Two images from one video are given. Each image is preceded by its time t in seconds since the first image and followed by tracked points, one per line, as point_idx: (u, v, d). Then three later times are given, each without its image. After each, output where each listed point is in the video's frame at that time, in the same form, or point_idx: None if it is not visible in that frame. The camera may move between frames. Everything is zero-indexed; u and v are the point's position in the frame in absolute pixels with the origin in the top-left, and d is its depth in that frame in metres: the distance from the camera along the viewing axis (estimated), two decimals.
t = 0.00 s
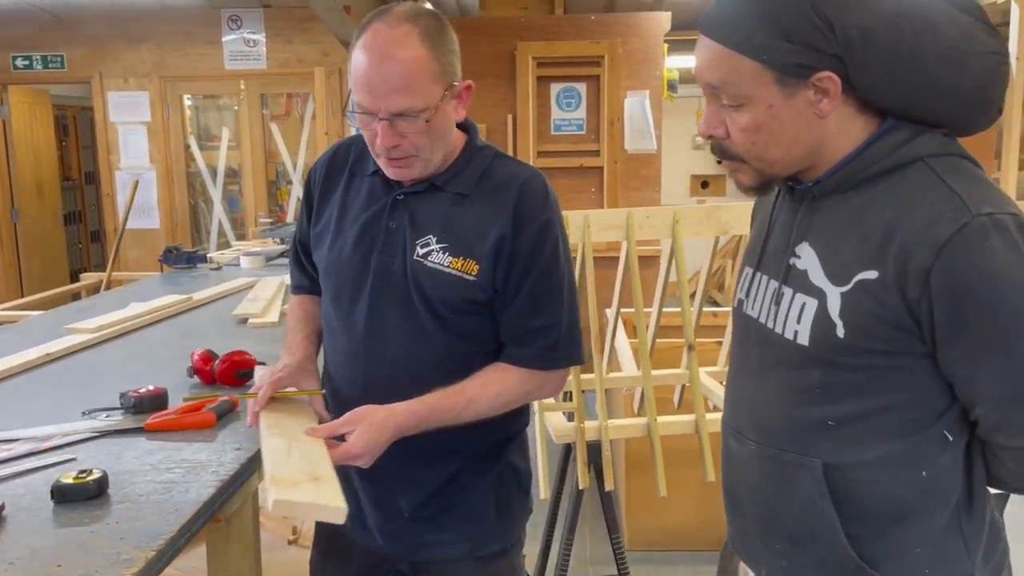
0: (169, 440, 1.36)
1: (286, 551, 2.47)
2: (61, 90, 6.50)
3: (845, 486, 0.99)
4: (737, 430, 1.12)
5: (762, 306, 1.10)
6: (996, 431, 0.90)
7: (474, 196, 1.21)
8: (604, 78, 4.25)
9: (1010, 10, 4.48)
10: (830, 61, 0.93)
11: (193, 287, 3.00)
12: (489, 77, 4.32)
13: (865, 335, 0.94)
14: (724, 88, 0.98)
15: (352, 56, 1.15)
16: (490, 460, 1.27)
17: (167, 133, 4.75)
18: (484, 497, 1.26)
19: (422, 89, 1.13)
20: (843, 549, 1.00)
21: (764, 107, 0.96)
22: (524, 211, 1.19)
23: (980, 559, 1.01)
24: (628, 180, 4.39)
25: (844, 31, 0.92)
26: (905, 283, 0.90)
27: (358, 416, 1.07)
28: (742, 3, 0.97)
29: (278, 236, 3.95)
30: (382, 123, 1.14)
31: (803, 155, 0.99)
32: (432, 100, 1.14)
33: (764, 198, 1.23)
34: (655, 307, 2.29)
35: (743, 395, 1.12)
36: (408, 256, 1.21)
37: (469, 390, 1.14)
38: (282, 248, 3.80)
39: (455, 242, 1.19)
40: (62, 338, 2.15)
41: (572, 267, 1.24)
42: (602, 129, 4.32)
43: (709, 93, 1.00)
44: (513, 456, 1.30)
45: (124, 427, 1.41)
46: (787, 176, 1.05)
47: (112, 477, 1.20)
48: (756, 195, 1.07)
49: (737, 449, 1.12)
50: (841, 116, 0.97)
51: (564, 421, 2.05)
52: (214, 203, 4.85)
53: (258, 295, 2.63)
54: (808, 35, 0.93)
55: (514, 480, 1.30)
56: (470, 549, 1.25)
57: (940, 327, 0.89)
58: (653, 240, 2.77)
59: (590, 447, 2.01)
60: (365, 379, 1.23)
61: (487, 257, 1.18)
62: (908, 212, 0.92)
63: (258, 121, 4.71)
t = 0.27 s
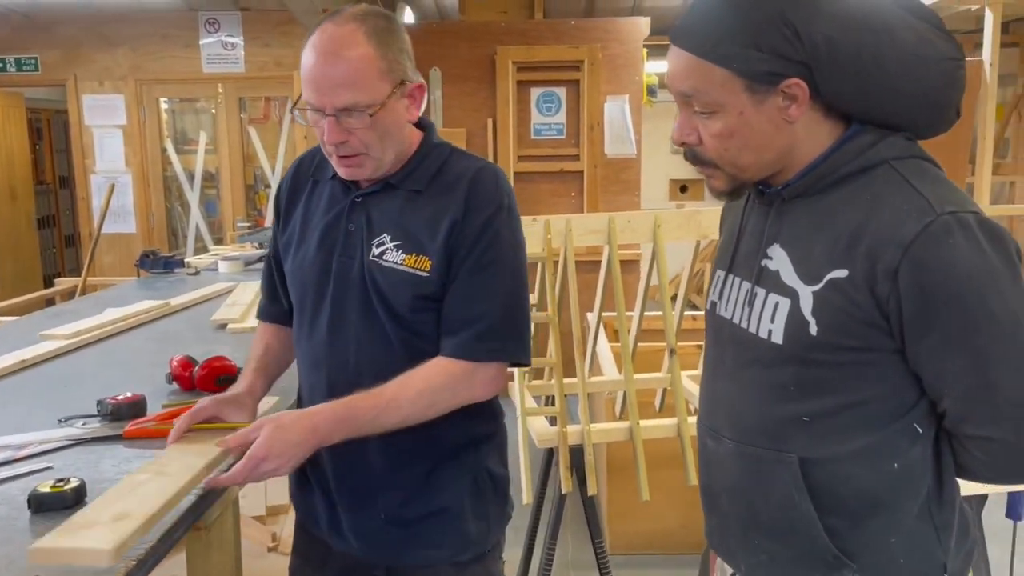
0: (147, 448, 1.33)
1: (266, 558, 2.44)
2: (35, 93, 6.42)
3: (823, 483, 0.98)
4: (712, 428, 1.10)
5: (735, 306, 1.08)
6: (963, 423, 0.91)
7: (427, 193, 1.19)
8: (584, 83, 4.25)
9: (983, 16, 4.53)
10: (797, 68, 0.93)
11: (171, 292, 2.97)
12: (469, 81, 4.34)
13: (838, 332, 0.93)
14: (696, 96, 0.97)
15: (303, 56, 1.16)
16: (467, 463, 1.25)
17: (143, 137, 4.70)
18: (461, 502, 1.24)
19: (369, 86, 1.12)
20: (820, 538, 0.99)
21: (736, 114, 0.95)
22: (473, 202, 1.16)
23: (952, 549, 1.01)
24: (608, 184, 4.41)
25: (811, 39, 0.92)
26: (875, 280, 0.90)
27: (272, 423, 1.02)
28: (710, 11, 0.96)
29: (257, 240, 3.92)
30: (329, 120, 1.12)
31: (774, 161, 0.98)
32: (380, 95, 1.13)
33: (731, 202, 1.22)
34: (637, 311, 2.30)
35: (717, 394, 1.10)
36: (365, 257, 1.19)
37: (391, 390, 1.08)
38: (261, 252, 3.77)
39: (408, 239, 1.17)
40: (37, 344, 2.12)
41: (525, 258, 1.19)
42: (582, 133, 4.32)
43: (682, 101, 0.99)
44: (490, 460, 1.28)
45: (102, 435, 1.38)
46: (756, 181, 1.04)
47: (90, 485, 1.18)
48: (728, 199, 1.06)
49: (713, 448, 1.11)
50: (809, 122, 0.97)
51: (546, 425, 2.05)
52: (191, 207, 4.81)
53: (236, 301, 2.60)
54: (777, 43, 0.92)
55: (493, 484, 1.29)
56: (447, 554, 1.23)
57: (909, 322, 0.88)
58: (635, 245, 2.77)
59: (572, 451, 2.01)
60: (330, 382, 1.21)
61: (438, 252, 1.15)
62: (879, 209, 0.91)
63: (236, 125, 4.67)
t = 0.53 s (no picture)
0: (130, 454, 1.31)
1: (249, 565, 2.42)
2: (12, 95, 6.34)
3: (803, 480, 0.98)
4: (694, 428, 1.10)
5: (716, 307, 1.08)
6: (939, 421, 0.92)
7: (386, 190, 1.15)
8: (567, 87, 4.26)
9: (961, 22, 4.59)
10: (777, 73, 0.94)
11: (152, 297, 2.94)
12: (453, 84, 4.33)
13: (819, 332, 0.93)
14: (679, 99, 0.97)
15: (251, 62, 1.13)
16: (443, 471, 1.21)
17: (123, 140, 4.66)
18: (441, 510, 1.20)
19: (313, 82, 1.08)
20: (801, 534, 0.99)
21: (717, 117, 0.95)
22: (438, 197, 1.12)
23: (930, 543, 1.01)
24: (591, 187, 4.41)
25: (791, 45, 0.92)
26: (853, 281, 0.90)
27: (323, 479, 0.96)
28: (690, 17, 0.96)
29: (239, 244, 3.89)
30: (277, 119, 1.09)
31: (754, 164, 0.99)
32: (327, 92, 1.09)
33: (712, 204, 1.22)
34: (622, 315, 2.30)
35: (700, 395, 1.10)
36: (331, 260, 1.15)
37: (418, 411, 1.05)
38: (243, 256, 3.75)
39: (374, 237, 1.13)
40: (16, 350, 2.09)
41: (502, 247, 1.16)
42: (565, 137, 4.33)
43: (664, 105, 1.00)
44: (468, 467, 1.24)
45: (85, 442, 1.36)
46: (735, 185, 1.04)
47: (73, 493, 1.15)
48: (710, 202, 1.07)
49: (695, 448, 1.10)
50: (789, 125, 0.97)
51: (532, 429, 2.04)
52: (171, 210, 4.76)
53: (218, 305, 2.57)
54: (758, 49, 0.93)
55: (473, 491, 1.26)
56: (424, 562, 1.19)
57: (886, 321, 0.89)
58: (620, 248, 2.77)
59: (558, 456, 2.00)
60: (303, 394, 1.16)
61: (407, 248, 1.11)
62: (858, 211, 0.92)
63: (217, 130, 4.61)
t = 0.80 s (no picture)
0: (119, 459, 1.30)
1: (237, 570, 2.41)
2: None
3: (792, 479, 0.98)
4: (687, 430, 1.10)
5: (707, 309, 1.08)
6: (925, 420, 0.92)
7: (364, 193, 1.13)
8: (555, 89, 4.27)
9: (946, 25, 4.63)
10: (766, 76, 0.94)
11: (138, 300, 2.92)
12: (440, 86, 4.33)
13: (808, 334, 0.94)
14: (669, 105, 0.97)
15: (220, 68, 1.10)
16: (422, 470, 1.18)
17: (108, 142, 4.63)
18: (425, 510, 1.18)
19: (285, 85, 1.05)
20: (791, 535, 0.99)
21: (707, 121, 0.96)
22: (421, 199, 1.11)
23: (919, 542, 1.01)
24: (579, 190, 4.42)
25: (778, 47, 0.93)
26: (842, 283, 0.91)
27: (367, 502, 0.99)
28: (679, 21, 0.97)
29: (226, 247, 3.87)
30: (250, 125, 1.06)
31: (744, 166, 0.99)
32: (300, 97, 1.06)
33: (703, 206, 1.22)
34: (611, 316, 2.30)
35: (692, 396, 1.10)
36: (312, 264, 1.13)
37: (441, 413, 1.07)
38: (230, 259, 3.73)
39: (356, 240, 1.11)
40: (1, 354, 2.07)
41: (486, 245, 1.16)
42: (553, 139, 4.33)
43: (654, 109, 1.00)
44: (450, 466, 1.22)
45: (73, 447, 1.35)
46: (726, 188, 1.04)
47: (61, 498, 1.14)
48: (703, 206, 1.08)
49: (687, 449, 1.10)
50: (778, 127, 0.98)
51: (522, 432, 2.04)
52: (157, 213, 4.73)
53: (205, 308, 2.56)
54: (745, 53, 0.93)
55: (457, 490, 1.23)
56: (411, 563, 1.17)
57: (874, 321, 0.90)
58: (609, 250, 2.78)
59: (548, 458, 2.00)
60: (286, 402, 1.13)
61: (392, 250, 1.10)
62: (846, 214, 0.92)
63: (204, 131, 4.61)
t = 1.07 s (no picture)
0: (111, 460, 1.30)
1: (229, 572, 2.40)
2: None
3: (786, 479, 0.99)
4: (681, 431, 1.11)
5: (701, 311, 1.09)
6: (918, 421, 0.93)
7: (345, 202, 1.12)
8: (546, 91, 4.28)
9: (935, 28, 4.66)
10: (759, 76, 0.95)
11: (129, 302, 2.91)
12: (431, 88, 4.34)
13: (802, 334, 0.94)
14: (663, 106, 0.98)
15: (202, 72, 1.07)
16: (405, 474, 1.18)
17: (97, 144, 4.61)
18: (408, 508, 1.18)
19: (269, 92, 1.04)
20: (784, 536, 0.99)
21: (700, 122, 0.97)
22: (401, 206, 1.11)
23: (911, 542, 1.02)
24: (571, 191, 4.42)
25: (770, 49, 0.94)
26: (836, 284, 0.91)
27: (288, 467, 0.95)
28: (672, 22, 0.97)
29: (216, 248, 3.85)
30: (234, 133, 1.04)
31: (738, 167, 1.00)
32: (285, 105, 1.05)
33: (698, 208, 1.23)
34: (604, 317, 2.31)
35: (688, 397, 1.10)
36: (292, 271, 1.12)
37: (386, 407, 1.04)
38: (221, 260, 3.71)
39: (337, 248, 1.10)
40: None
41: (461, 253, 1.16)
42: (545, 141, 4.34)
43: (648, 111, 1.01)
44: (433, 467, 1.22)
45: (65, 449, 1.35)
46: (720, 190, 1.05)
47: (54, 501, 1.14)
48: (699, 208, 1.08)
49: (682, 449, 1.11)
50: (771, 128, 0.99)
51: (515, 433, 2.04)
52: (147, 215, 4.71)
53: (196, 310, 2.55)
54: (738, 54, 0.94)
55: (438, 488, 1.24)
56: (396, 560, 1.17)
57: (867, 322, 0.90)
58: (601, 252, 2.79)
59: (541, 459, 1.99)
60: (268, 410, 1.12)
61: (373, 259, 1.09)
62: (839, 216, 0.93)
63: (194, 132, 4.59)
